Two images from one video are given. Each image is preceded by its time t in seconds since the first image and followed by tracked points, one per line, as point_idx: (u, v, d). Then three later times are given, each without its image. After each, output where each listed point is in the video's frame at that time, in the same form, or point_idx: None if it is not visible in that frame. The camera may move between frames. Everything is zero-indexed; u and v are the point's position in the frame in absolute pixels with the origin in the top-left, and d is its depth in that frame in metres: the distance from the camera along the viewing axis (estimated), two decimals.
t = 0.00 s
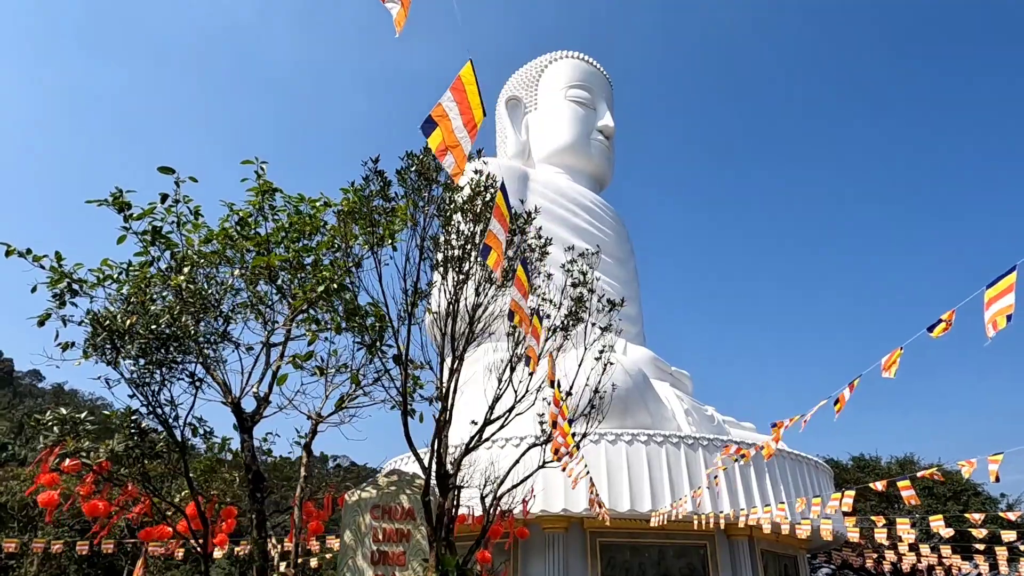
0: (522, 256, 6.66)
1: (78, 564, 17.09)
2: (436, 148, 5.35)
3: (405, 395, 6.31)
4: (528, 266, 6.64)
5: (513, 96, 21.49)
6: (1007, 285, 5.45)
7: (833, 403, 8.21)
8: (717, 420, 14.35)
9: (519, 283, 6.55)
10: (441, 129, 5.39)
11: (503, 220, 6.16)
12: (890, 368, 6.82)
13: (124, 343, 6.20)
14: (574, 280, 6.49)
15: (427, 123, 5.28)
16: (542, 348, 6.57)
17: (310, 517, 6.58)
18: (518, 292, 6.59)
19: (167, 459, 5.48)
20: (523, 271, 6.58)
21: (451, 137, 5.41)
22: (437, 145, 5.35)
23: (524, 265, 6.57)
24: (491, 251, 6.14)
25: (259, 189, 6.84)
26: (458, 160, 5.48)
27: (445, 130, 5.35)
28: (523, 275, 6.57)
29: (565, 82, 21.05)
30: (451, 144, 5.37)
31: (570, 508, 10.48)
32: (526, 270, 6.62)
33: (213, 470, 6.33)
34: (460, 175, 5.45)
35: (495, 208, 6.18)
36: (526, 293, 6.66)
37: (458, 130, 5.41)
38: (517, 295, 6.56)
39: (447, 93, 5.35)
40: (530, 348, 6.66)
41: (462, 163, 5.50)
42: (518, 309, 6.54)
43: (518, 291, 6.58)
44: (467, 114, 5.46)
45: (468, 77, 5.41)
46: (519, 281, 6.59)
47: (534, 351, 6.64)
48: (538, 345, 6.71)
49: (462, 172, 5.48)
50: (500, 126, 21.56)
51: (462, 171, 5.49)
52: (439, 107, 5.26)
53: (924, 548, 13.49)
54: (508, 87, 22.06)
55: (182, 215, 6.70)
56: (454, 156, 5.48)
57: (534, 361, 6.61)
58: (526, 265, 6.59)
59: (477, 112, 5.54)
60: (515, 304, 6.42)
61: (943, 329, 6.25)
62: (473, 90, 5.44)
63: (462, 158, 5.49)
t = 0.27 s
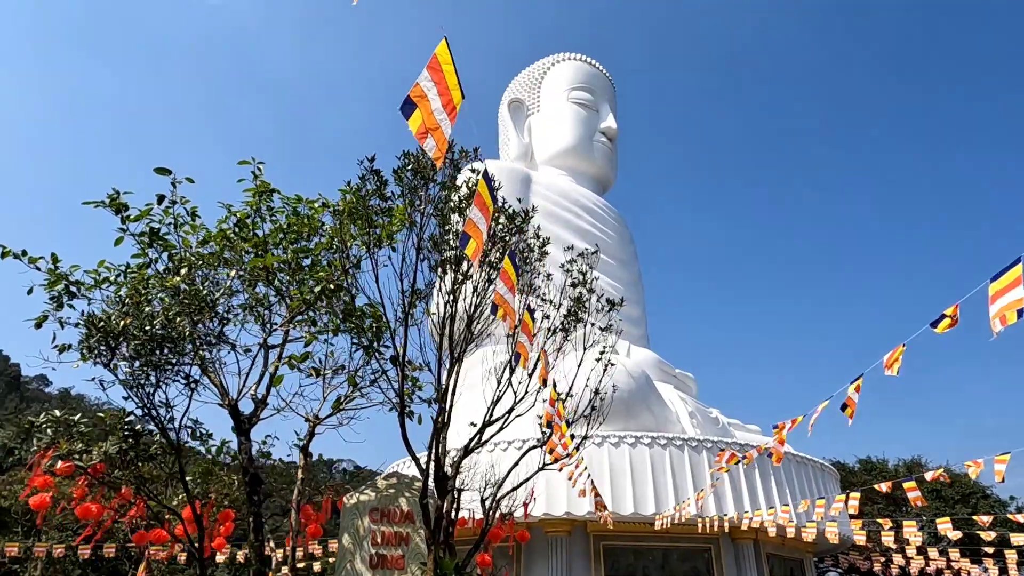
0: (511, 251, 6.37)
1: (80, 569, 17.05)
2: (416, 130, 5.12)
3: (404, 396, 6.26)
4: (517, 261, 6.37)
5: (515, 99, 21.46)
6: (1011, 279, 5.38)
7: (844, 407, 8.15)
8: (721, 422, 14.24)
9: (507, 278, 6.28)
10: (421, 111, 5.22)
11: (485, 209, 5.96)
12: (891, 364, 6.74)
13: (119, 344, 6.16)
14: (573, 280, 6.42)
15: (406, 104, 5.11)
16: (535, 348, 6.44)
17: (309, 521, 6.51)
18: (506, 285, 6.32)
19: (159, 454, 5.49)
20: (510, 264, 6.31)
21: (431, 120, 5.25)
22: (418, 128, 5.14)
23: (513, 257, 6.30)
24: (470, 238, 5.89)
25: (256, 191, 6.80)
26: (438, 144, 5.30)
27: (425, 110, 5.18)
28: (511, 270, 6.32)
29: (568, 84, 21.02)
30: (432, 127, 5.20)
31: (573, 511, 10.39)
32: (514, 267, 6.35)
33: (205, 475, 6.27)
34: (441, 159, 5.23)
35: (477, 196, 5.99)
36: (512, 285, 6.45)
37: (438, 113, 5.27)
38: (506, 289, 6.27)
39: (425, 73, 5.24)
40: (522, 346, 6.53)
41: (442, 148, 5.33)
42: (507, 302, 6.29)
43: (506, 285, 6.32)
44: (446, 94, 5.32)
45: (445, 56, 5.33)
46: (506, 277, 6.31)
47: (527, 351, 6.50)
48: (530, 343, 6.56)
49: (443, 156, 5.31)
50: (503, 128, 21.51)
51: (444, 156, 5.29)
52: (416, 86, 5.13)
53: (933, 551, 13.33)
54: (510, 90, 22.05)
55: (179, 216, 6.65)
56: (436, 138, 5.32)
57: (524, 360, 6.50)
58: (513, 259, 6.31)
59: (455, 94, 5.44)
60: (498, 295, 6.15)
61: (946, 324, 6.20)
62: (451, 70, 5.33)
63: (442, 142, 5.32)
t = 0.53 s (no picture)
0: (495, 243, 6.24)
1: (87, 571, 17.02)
2: (397, 115, 5.03)
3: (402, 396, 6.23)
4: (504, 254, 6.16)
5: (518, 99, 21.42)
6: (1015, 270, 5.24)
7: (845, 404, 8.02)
8: (727, 423, 14.13)
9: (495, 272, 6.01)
10: (400, 94, 5.11)
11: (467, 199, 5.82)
12: (891, 358, 6.63)
13: (116, 344, 6.15)
14: (574, 278, 6.40)
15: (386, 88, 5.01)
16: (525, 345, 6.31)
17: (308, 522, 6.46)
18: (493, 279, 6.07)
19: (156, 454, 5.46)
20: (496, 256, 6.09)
21: (410, 104, 5.15)
22: (398, 111, 5.04)
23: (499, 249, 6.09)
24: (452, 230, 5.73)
25: (254, 190, 6.77)
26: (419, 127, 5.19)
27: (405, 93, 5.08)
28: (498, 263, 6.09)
29: (571, 84, 20.97)
30: (412, 110, 5.10)
31: (576, 513, 10.32)
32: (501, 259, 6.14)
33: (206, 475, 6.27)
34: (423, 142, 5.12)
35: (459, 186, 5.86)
36: (498, 280, 6.21)
37: (416, 96, 5.16)
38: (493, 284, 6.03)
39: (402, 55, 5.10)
40: (512, 341, 6.40)
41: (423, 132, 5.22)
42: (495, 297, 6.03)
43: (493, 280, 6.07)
44: (422, 77, 5.21)
45: (420, 36, 5.20)
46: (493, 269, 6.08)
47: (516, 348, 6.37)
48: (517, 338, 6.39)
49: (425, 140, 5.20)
50: (506, 129, 21.49)
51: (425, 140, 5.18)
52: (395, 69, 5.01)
53: (942, 552, 13.18)
54: (513, 90, 22.00)
55: (177, 215, 6.61)
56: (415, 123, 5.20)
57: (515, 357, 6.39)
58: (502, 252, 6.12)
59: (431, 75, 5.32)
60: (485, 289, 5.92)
61: (948, 316, 6.05)
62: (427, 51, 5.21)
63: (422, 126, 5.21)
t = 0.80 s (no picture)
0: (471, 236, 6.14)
1: None
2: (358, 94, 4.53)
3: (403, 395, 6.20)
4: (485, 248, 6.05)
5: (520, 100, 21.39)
6: (1010, 259, 5.23)
7: (833, 397, 8.09)
8: (731, 423, 14.04)
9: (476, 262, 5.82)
10: (361, 70, 4.58)
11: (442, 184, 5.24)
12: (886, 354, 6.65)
13: (110, 344, 6.13)
14: (571, 276, 6.36)
15: (346, 64, 4.46)
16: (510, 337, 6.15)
17: (306, 524, 6.41)
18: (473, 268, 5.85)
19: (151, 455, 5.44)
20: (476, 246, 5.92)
21: (372, 81, 4.63)
22: (360, 88, 4.55)
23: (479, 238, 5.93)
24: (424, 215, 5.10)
25: (251, 190, 6.76)
26: (383, 107, 4.71)
27: (367, 70, 4.57)
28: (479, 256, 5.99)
29: (573, 84, 20.92)
30: (375, 87, 4.58)
31: (579, 513, 10.25)
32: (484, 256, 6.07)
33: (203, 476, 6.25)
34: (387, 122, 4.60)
35: (432, 171, 5.27)
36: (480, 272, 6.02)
37: (379, 74, 4.65)
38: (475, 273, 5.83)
39: (362, 29, 4.51)
40: (496, 334, 6.28)
41: (388, 113, 4.73)
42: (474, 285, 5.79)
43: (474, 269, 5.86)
44: (386, 53, 4.65)
45: (381, 8, 4.59)
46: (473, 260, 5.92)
47: (501, 340, 6.21)
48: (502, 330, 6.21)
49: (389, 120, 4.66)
50: (508, 130, 21.46)
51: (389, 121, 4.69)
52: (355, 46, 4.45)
53: (948, 553, 13.07)
54: (515, 91, 21.97)
55: (173, 215, 6.59)
56: (380, 104, 4.70)
57: (499, 350, 6.24)
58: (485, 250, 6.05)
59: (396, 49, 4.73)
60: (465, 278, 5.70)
61: (942, 309, 6.04)
62: (389, 24, 4.64)
63: (387, 106, 4.71)
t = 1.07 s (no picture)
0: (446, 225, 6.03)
1: None
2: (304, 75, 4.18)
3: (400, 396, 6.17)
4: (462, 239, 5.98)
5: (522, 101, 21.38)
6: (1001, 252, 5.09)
7: (827, 396, 8.04)
8: (734, 424, 13.96)
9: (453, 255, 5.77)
10: (307, 52, 4.22)
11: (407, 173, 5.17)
12: (880, 348, 6.64)
13: (103, 344, 6.10)
14: (567, 276, 6.33)
15: (288, 43, 4.13)
16: (492, 336, 6.46)
17: (302, 526, 6.38)
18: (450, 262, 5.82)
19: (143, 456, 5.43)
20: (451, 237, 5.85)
21: (321, 63, 4.28)
22: (306, 70, 4.20)
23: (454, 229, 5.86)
24: (388, 205, 5.10)
25: (246, 191, 6.74)
26: (336, 91, 4.36)
27: (313, 50, 4.20)
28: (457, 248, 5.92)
29: (574, 85, 20.89)
30: (324, 69, 4.26)
31: (580, 515, 10.20)
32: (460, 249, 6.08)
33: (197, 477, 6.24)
34: (339, 106, 4.28)
35: (396, 158, 5.18)
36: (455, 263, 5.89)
37: (330, 56, 4.30)
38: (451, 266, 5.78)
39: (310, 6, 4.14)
40: (476, 328, 6.49)
41: (341, 95, 4.38)
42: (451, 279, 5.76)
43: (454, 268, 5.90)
44: (339, 35, 4.30)
45: None
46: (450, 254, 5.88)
47: (483, 338, 6.53)
48: (484, 328, 6.55)
49: (343, 103, 4.33)
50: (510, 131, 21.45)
51: (343, 104, 4.35)
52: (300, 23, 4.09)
53: (953, 555, 12.96)
54: (517, 92, 21.96)
55: (169, 217, 6.57)
56: (330, 88, 4.36)
57: (479, 346, 6.57)
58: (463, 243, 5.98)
59: (352, 32, 4.36)
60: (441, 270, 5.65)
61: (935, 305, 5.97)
62: (342, 4, 4.27)
63: (340, 89, 4.36)
